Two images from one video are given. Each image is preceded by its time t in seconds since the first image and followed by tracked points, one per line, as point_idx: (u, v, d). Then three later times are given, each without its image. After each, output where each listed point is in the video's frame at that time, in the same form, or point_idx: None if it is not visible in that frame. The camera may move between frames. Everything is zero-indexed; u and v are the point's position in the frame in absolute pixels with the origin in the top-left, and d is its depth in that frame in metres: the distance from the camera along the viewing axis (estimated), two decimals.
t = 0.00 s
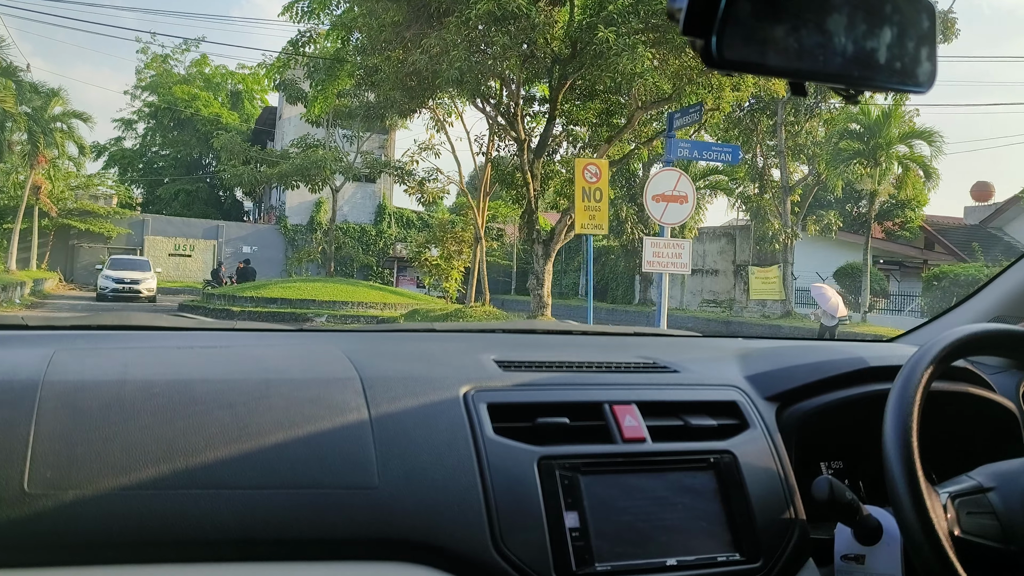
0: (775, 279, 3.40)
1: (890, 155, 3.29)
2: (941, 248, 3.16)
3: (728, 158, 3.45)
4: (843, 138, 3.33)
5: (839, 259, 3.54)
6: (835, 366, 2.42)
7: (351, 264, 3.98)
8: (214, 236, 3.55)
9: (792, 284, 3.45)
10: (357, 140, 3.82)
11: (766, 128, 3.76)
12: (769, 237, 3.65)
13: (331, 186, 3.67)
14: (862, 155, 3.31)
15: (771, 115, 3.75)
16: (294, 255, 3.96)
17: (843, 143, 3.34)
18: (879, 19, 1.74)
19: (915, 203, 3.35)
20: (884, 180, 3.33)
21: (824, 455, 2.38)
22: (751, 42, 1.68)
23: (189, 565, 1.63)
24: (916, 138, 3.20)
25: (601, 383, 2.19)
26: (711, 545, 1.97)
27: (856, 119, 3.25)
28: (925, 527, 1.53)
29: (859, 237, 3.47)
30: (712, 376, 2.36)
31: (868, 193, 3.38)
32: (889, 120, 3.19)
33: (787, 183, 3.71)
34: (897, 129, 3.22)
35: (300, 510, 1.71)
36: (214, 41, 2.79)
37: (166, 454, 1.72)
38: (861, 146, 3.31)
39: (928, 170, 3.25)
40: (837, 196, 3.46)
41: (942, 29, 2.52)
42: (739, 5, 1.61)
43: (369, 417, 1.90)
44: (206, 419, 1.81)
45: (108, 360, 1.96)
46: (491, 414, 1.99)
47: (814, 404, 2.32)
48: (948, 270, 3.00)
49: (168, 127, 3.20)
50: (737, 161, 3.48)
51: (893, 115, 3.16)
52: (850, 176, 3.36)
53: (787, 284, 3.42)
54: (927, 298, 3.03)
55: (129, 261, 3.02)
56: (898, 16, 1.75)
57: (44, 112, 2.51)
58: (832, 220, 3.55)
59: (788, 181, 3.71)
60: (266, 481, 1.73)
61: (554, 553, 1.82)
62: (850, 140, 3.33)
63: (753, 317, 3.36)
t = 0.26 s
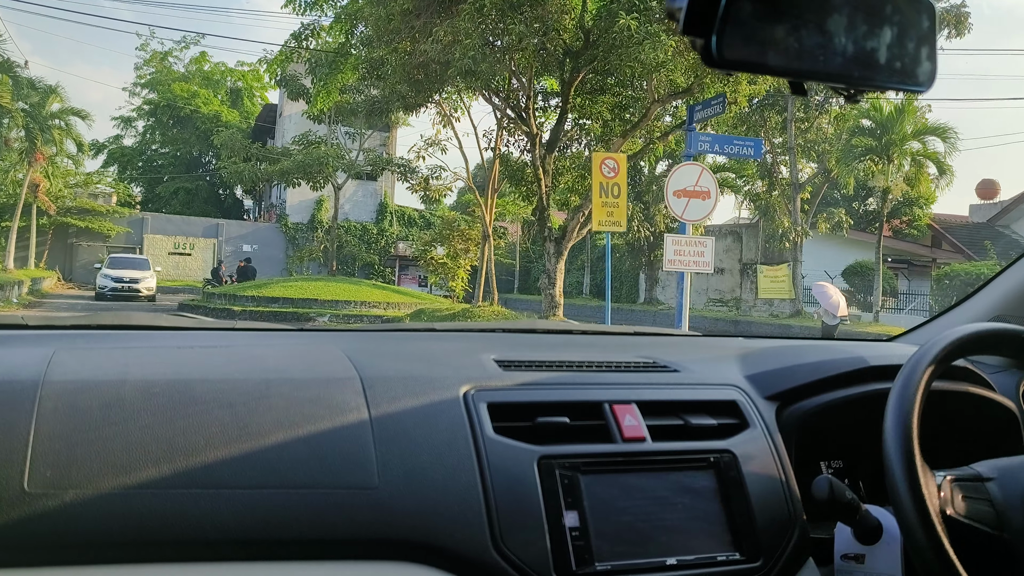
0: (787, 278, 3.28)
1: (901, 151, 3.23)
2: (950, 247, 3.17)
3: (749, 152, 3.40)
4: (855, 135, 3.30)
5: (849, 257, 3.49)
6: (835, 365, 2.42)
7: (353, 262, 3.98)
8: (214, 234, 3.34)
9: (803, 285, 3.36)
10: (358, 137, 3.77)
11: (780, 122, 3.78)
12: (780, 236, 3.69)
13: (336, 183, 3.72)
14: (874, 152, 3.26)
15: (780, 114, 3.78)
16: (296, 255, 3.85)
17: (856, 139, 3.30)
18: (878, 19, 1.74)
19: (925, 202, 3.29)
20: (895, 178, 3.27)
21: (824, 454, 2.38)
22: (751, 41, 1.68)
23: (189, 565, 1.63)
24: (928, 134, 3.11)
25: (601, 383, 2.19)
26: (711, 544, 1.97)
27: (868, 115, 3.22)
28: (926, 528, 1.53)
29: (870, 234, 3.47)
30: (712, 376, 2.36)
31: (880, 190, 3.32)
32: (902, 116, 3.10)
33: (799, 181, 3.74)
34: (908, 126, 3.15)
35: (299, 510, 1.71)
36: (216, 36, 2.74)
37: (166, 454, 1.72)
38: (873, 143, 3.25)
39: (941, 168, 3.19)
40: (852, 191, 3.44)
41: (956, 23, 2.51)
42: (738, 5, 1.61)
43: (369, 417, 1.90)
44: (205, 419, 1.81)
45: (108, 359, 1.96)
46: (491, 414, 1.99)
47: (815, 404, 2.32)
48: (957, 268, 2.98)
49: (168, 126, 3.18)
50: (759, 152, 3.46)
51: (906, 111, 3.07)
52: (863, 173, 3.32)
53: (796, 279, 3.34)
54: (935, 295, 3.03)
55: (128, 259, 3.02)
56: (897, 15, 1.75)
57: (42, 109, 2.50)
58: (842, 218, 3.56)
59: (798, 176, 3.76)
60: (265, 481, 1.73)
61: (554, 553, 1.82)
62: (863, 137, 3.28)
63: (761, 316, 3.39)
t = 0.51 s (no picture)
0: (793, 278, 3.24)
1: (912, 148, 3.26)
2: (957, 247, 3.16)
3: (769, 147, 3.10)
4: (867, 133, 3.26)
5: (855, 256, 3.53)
6: (837, 365, 2.42)
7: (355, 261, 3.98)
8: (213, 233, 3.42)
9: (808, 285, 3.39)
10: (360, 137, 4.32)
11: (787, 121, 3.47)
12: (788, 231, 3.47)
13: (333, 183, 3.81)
14: (885, 149, 3.27)
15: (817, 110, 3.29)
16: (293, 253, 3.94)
17: (866, 137, 3.27)
18: (880, 18, 1.74)
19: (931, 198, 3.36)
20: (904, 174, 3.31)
21: (827, 454, 2.38)
22: (753, 40, 1.68)
23: (191, 565, 1.63)
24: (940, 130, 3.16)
25: (602, 383, 2.19)
26: (713, 544, 1.97)
27: (876, 113, 3.19)
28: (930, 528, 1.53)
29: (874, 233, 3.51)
30: (714, 376, 2.36)
31: (890, 188, 3.35)
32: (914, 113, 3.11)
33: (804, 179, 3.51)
34: (920, 123, 3.16)
35: (301, 510, 1.71)
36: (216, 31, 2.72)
37: (168, 454, 1.72)
38: (883, 141, 3.26)
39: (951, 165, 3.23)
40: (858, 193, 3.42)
41: (966, 19, 2.49)
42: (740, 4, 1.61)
43: (371, 417, 1.90)
44: (207, 419, 1.81)
45: (110, 359, 1.96)
46: (493, 414, 1.99)
47: (817, 403, 2.32)
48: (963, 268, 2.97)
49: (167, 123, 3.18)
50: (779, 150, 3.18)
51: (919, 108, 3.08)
52: (872, 173, 3.33)
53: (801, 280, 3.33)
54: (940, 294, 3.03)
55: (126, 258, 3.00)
56: (898, 14, 1.75)
57: (39, 105, 2.50)
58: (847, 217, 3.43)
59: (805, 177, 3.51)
60: (267, 481, 1.73)
61: (556, 552, 1.82)
62: (874, 135, 3.26)
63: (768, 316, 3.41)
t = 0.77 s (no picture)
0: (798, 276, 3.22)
1: (919, 145, 3.20)
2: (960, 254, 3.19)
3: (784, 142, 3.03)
4: (873, 131, 3.20)
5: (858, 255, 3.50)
6: (844, 367, 2.41)
7: (353, 260, 3.73)
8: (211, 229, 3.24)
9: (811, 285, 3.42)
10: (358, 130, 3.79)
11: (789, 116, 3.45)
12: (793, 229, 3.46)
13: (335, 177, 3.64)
14: (891, 147, 3.21)
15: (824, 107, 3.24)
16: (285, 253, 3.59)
17: (875, 134, 3.21)
18: (888, 19, 1.73)
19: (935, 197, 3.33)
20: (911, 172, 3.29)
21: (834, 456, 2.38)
22: (761, 41, 1.67)
23: (197, 565, 1.64)
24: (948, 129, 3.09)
25: (608, 384, 2.19)
26: (720, 546, 1.96)
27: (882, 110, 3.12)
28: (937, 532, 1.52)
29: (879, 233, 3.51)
30: (721, 377, 2.36)
31: (897, 185, 3.33)
32: (920, 110, 3.04)
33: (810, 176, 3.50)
34: (927, 122, 3.09)
35: (307, 510, 1.72)
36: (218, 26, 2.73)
37: (174, 454, 1.73)
38: (890, 138, 3.19)
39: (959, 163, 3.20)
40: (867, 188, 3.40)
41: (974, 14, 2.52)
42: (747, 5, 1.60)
43: (377, 418, 1.90)
44: (213, 420, 1.82)
45: (117, 360, 1.96)
46: (499, 415, 1.99)
47: (823, 405, 2.31)
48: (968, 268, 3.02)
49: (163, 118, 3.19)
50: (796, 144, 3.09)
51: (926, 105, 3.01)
52: (878, 171, 3.30)
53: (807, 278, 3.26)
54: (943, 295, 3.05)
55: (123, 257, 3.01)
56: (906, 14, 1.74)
57: (32, 101, 2.57)
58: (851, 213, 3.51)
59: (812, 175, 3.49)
60: (273, 482, 1.73)
61: (562, 554, 1.82)
62: (883, 132, 3.19)
63: (773, 316, 3.45)
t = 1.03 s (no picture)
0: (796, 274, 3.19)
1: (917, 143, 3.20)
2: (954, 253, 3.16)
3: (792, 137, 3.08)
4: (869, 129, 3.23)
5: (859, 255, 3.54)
6: (850, 365, 2.41)
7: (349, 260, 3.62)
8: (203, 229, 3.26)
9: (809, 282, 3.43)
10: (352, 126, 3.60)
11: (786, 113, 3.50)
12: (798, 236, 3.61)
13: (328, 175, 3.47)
14: (890, 145, 3.24)
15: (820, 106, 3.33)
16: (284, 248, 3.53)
17: (873, 131, 3.24)
18: (897, 16, 1.72)
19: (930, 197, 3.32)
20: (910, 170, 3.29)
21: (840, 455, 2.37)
22: (770, 38, 1.67)
23: (205, 563, 1.64)
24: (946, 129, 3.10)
25: (615, 383, 2.18)
26: (727, 544, 1.96)
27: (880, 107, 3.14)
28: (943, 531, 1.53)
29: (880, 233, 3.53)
30: (727, 376, 2.35)
31: (896, 184, 3.34)
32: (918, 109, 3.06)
33: (808, 175, 3.67)
34: (924, 120, 3.11)
35: (315, 508, 1.72)
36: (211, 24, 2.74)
37: (183, 452, 1.73)
38: (888, 137, 3.22)
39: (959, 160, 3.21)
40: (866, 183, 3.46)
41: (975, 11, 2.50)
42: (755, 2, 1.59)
43: (384, 416, 1.90)
44: (221, 417, 1.82)
45: (124, 358, 1.96)
46: (506, 413, 1.99)
47: (830, 403, 2.31)
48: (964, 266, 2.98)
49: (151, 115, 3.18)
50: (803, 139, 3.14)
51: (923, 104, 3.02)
52: (876, 168, 3.35)
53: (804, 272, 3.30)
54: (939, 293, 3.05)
55: (112, 255, 3.00)
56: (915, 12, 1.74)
57: (21, 99, 2.56)
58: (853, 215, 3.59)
59: (808, 173, 3.67)
60: (281, 480, 1.73)
61: (569, 552, 1.82)
62: (883, 131, 3.21)
63: (769, 315, 3.41)
